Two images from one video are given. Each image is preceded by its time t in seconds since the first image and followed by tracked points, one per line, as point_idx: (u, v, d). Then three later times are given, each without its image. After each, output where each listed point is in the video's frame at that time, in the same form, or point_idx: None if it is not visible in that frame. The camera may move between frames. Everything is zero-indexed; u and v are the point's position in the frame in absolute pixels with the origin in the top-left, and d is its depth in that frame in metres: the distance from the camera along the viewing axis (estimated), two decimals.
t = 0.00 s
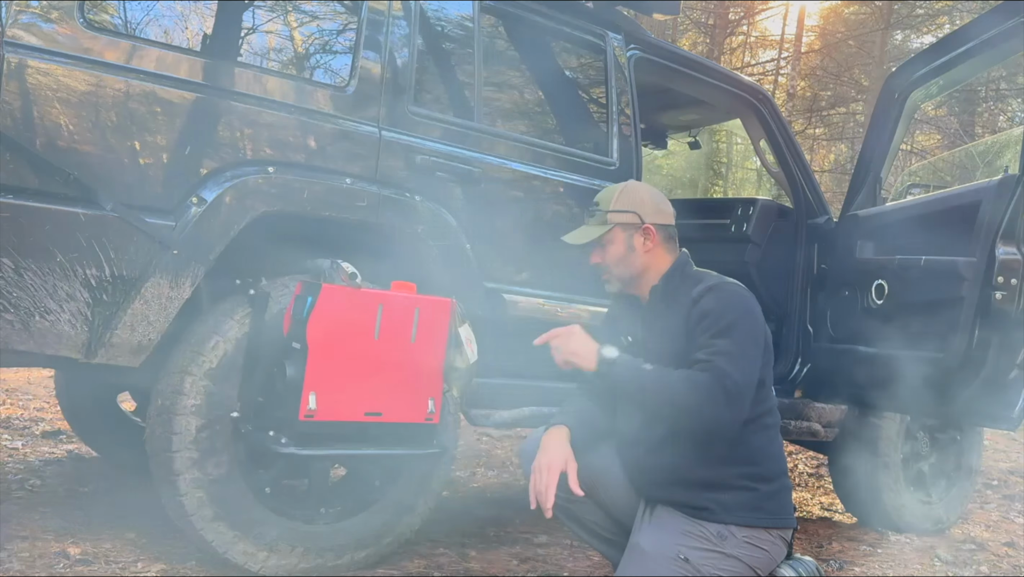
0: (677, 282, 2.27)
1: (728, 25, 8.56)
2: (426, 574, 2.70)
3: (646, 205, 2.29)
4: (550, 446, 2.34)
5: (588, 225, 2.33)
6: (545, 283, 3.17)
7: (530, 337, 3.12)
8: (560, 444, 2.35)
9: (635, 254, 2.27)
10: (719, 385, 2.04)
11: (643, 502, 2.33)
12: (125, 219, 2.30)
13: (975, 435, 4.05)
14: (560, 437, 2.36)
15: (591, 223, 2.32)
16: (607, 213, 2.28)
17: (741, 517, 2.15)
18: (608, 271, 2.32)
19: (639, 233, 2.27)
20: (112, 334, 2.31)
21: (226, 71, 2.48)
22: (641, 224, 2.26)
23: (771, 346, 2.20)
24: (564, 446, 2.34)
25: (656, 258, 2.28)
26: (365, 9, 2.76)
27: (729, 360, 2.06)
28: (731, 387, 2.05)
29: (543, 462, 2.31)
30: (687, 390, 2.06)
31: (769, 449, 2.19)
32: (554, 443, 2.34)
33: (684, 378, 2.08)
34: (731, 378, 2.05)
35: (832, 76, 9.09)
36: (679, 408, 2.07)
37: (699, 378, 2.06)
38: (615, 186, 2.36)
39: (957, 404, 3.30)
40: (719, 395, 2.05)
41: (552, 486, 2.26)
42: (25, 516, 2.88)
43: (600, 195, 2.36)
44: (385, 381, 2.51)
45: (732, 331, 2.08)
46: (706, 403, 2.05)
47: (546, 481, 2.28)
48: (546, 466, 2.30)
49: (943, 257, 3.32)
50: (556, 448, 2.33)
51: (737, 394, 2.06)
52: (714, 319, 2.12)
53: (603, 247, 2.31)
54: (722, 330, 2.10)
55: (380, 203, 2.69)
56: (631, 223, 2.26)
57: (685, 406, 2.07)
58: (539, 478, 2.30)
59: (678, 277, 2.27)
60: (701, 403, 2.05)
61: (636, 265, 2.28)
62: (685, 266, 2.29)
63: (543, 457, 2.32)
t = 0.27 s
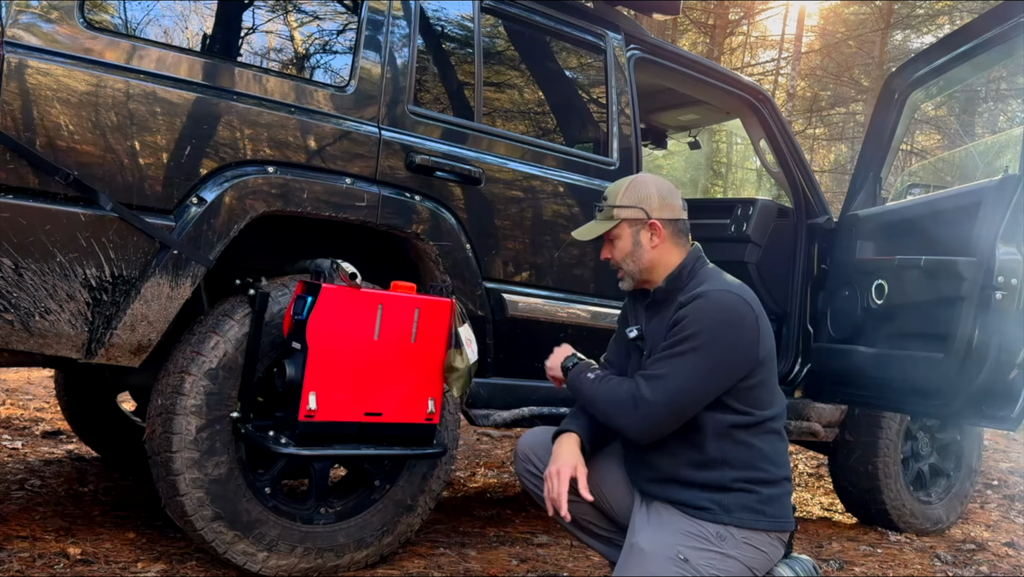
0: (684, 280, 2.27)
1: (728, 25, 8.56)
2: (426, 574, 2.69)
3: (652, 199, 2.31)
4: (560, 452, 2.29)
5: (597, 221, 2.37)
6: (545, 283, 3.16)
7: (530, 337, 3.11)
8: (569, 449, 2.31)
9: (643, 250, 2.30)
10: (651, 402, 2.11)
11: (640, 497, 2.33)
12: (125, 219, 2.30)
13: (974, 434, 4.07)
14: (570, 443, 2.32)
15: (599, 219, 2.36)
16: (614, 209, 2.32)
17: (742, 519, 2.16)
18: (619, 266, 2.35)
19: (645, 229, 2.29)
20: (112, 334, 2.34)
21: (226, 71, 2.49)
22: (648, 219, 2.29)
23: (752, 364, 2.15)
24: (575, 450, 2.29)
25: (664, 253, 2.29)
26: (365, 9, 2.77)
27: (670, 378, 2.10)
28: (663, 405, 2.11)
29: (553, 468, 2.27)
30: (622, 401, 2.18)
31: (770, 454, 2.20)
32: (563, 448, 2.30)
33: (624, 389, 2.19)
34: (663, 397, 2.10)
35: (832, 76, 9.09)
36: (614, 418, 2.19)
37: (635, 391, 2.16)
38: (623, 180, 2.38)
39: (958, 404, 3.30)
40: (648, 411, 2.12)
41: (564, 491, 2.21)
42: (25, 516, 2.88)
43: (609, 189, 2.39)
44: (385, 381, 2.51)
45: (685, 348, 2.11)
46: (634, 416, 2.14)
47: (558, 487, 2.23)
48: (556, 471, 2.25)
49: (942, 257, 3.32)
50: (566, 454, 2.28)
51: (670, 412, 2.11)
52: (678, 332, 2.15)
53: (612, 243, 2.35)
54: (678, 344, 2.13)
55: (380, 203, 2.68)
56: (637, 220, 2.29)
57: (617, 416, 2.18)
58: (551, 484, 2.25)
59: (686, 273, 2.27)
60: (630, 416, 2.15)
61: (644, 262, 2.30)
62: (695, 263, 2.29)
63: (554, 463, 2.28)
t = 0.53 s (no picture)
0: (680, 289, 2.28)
1: (728, 25, 8.56)
2: (426, 574, 2.69)
3: (652, 209, 2.31)
4: (592, 456, 2.25)
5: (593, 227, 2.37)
6: (545, 284, 3.17)
7: (530, 337, 3.12)
8: (597, 453, 2.27)
9: (639, 260, 2.31)
10: (648, 424, 2.13)
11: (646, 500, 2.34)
12: (126, 219, 2.30)
13: (974, 434, 4.08)
14: (598, 447, 2.28)
15: (596, 226, 2.35)
16: (611, 217, 2.31)
17: (745, 521, 2.16)
18: (615, 274, 2.36)
19: (644, 238, 2.30)
20: (112, 334, 2.34)
21: (226, 71, 2.49)
22: (646, 229, 2.29)
23: (746, 373, 2.15)
24: (604, 456, 2.26)
25: (660, 263, 2.31)
26: (365, 9, 2.78)
27: (664, 397, 2.11)
28: (661, 426, 2.12)
29: (585, 473, 2.23)
30: (621, 424, 2.20)
31: (773, 459, 2.20)
32: (590, 453, 2.26)
33: (623, 412, 2.21)
34: (660, 418, 2.11)
35: (831, 76, 9.09)
36: (617, 443, 2.21)
37: (633, 413, 2.18)
38: (623, 185, 2.37)
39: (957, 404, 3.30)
40: (647, 434, 2.13)
41: (599, 498, 2.18)
42: (25, 516, 2.88)
43: (605, 194, 2.38)
44: (385, 382, 2.51)
45: (676, 366, 2.12)
46: (635, 439, 2.16)
47: (592, 492, 2.20)
48: (589, 476, 2.22)
49: (941, 257, 3.33)
50: (596, 458, 2.24)
51: (669, 433, 2.12)
52: (669, 349, 2.15)
53: (607, 250, 2.35)
54: (670, 362, 2.14)
55: (381, 203, 2.68)
56: (635, 229, 2.30)
57: (618, 439, 2.20)
58: (583, 489, 2.22)
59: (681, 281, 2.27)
60: (630, 439, 2.17)
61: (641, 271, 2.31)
62: (689, 271, 2.30)
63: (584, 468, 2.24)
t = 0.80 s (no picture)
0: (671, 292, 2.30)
1: (728, 25, 8.56)
2: (426, 574, 2.69)
3: (648, 215, 2.32)
4: (597, 449, 2.24)
5: (587, 230, 2.36)
6: (545, 283, 3.17)
7: (530, 337, 3.12)
8: (602, 446, 2.26)
9: (634, 265, 2.30)
10: (657, 427, 2.12)
11: (646, 501, 2.35)
12: (126, 219, 2.30)
13: (974, 434, 4.08)
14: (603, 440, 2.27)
15: (591, 230, 2.34)
16: (608, 222, 2.32)
17: (745, 521, 2.17)
18: (607, 278, 2.34)
19: (639, 244, 2.31)
20: (112, 334, 2.34)
21: (226, 71, 2.49)
22: (643, 235, 2.31)
23: (747, 370, 2.16)
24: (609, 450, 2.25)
25: (654, 268, 2.32)
26: (365, 9, 2.78)
27: (670, 399, 2.11)
28: (670, 428, 2.11)
29: (591, 465, 2.21)
30: (628, 429, 2.19)
31: (772, 458, 2.20)
32: (595, 448, 2.25)
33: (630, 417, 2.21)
34: (669, 420, 2.11)
35: (831, 76, 9.09)
36: (626, 448, 2.20)
37: (640, 418, 2.17)
38: (619, 189, 2.37)
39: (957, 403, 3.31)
40: (657, 437, 2.13)
41: (605, 490, 2.17)
42: (25, 516, 2.88)
43: (600, 198, 2.37)
44: (385, 382, 2.52)
45: (678, 367, 2.12)
46: (645, 444, 2.15)
47: (597, 484, 2.19)
48: (595, 469, 2.20)
49: (942, 257, 3.33)
50: (600, 454, 2.23)
51: (679, 435, 2.12)
52: (670, 350, 2.16)
53: (600, 254, 2.34)
54: (672, 364, 2.14)
55: (380, 203, 2.68)
56: (632, 235, 2.30)
57: (627, 444, 2.19)
58: (588, 481, 2.20)
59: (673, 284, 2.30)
60: (639, 443, 2.17)
61: (636, 275, 2.30)
62: (681, 272, 2.33)
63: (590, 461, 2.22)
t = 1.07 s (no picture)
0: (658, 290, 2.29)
1: (728, 25, 8.56)
2: (426, 574, 2.69)
3: (636, 213, 2.33)
4: (584, 462, 2.26)
5: (576, 230, 2.37)
6: (545, 283, 3.17)
7: (530, 337, 3.12)
8: (590, 456, 2.27)
9: (625, 262, 2.32)
10: (642, 428, 2.13)
11: (641, 501, 2.35)
12: (126, 219, 2.30)
13: (974, 434, 4.08)
14: (591, 451, 2.28)
15: (581, 230, 2.35)
16: (597, 221, 2.32)
17: (739, 518, 2.17)
18: (599, 277, 2.36)
19: (628, 242, 2.32)
20: (112, 334, 2.34)
21: (226, 71, 2.49)
22: (631, 232, 2.31)
23: (730, 367, 2.15)
24: (595, 462, 2.26)
25: (645, 265, 2.32)
26: (365, 9, 2.78)
27: (653, 399, 2.11)
28: (654, 428, 2.12)
29: (577, 478, 2.24)
30: (614, 430, 2.20)
31: (765, 455, 2.21)
32: (581, 460, 2.26)
33: (615, 418, 2.21)
34: (653, 420, 2.11)
35: (831, 76, 9.10)
36: (613, 450, 2.21)
37: (625, 418, 2.18)
38: (606, 188, 2.37)
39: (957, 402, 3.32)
40: (642, 438, 2.13)
41: (590, 505, 2.21)
42: (25, 516, 2.88)
43: (588, 197, 2.38)
44: (383, 382, 2.51)
45: (660, 367, 2.13)
46: (629, 444, 2.16)
47: (582, 498, 2.22)
48: (580, 483, 2.23)
49: (942, 257, 3.33)
50: (587, 466, 2.25)
51: (663, 435, 2.12)
52: (652, 350, 2.17)
53: (591, 253, 2.35)
54: (654, 363, 2.15)
55: (380, 203, 2.68)
56: (620, 233, 2.31)
57: (613, 446, 2.20)
58: (574, 495, 2.24)
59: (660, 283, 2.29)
60: (625, 444, 2.17)
61: (626, 274, 2.32)
62: (667, 271, 2.31)
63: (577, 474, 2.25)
